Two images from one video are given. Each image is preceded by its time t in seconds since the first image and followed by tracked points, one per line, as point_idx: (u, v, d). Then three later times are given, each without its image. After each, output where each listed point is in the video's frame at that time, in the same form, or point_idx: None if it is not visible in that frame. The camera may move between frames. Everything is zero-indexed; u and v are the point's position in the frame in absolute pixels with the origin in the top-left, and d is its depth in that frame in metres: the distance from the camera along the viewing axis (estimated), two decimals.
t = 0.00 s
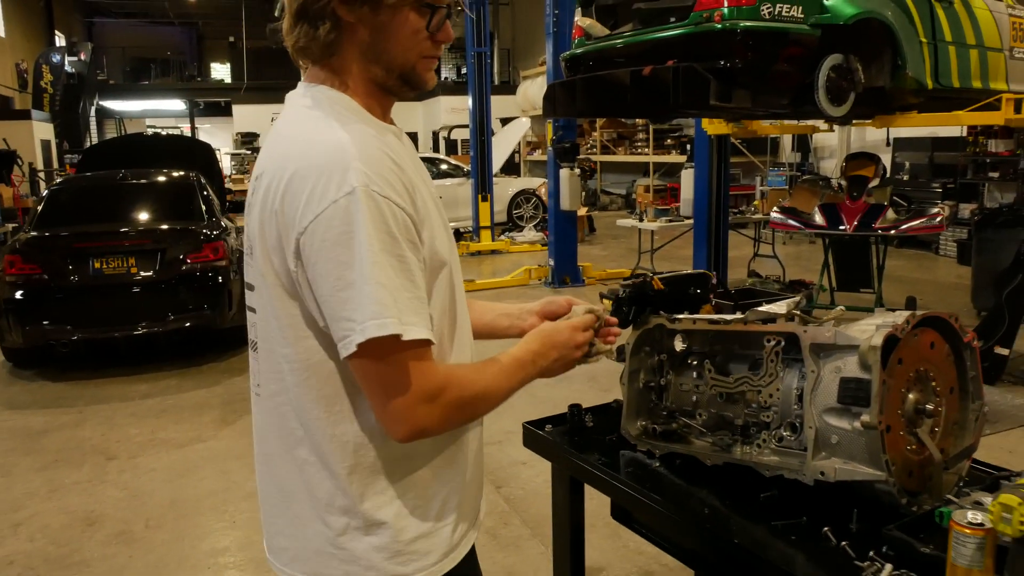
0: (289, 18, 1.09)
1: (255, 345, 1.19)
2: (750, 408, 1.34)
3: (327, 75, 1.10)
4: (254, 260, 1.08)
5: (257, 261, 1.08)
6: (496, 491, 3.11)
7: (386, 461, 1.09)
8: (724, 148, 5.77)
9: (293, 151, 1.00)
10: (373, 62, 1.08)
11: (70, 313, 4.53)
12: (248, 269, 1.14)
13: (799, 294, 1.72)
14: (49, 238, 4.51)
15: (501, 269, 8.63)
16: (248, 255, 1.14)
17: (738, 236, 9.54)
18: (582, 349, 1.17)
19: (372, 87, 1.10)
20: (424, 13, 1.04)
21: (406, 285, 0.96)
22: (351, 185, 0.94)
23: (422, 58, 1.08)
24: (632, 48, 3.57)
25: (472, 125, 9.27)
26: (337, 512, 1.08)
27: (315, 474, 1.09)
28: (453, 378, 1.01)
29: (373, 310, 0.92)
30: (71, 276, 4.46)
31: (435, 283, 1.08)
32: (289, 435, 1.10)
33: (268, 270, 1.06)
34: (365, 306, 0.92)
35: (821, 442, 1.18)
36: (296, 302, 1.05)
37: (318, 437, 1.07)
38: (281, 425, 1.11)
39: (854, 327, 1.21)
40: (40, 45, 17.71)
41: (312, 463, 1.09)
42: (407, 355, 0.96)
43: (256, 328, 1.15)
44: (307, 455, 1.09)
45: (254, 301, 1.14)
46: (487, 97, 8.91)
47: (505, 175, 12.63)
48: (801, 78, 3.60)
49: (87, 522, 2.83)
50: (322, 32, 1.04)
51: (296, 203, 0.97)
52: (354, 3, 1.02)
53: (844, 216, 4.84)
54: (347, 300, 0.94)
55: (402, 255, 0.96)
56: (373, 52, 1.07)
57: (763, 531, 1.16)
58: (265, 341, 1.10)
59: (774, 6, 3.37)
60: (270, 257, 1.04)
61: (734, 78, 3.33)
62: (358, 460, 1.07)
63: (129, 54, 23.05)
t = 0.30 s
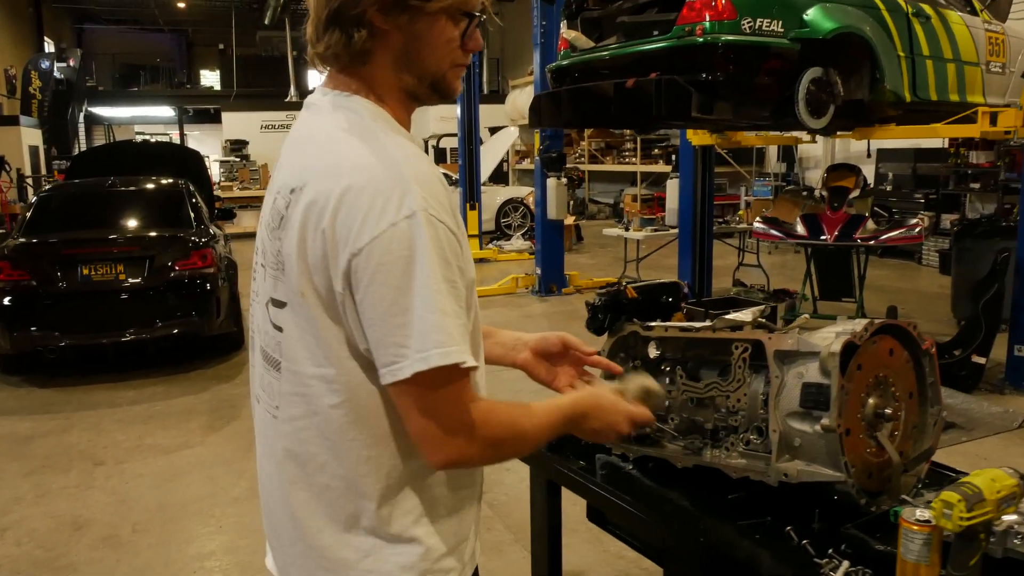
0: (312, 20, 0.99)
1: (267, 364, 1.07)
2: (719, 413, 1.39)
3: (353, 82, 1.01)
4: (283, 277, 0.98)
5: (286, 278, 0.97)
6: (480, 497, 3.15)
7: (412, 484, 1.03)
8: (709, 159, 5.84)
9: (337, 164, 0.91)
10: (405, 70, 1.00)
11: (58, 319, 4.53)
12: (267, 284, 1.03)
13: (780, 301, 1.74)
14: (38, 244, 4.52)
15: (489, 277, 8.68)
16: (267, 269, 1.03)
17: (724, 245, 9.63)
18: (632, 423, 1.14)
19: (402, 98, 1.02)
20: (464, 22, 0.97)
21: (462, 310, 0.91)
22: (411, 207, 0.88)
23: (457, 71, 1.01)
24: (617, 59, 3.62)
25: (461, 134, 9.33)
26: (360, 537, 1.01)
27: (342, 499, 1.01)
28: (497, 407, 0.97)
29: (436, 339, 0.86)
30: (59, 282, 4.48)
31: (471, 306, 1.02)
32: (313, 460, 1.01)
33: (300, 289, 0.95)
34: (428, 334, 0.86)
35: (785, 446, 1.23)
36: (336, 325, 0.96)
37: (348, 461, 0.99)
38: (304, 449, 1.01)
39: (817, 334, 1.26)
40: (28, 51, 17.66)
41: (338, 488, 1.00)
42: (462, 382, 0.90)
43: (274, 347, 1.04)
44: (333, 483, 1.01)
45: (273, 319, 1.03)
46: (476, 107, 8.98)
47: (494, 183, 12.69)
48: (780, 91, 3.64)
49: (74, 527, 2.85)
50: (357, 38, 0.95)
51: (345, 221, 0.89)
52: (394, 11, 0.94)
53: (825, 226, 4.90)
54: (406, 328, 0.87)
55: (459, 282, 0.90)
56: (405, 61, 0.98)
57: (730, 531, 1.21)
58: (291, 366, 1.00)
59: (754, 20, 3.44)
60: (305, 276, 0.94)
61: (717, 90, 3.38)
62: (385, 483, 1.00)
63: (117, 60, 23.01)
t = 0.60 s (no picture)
0: (330, 34, 0.98)
1: (284, 383, 1.02)
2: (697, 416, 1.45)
3: (369, 96, 1.00)
4: (317, 295, 0.93)
5: (321, 296, 0.93)
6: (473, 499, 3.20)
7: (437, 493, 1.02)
8: (703, 167, 5.90)
9: (386, 181, 0.89)
10: (422, 87, 1.00)
11: (58, 321, 4.57)
12: (288, 302, 0.98)
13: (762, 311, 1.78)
14: (38, 247, 4.56)
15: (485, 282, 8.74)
16: (289, 286, 0.98)
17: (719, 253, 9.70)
18: (791, 390, 0.99)
19: (416, 114, 1.02)
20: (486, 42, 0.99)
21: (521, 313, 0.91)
22: (468, 224, 0.87)
23: (473, 90, 1.02)
24: (612, 69, 3.68)
25: (459, 140, 9.39)
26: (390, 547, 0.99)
27: (388, 502, 0.99)
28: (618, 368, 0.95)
29: (508, 346, 0.86)
30: (59, 284, 4.52)
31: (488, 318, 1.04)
32: (348, 473, 0.97)
33: (343, 306, 0.92)
34: (500, 343, 0.86)
35: (758, 447, 1.29)
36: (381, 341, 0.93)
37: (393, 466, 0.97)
38: (342, 461, 0.97)
39: (792, 341, 1.31)
40: (27, 53, 17.71)
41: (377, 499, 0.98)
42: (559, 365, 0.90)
43: (296, 367, 0.99)
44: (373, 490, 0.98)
45: (295, 340, 0.98)
46: (474, 113, 9.04)
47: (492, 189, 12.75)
48: (773, 101, 3.64)
49: (73, 525, 2.89)
50: (382, 53, 0.94)
51: (403, 236, 0.87)
52: (421, 27, 0.93)
53: (817, 234, 4.97)
54: (479, 338, 0.87)
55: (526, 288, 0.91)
56: (425, 78, 0.98)
57: (706, 527, 1.26)
58: (322, 384, 0.97)
59: (747, 32, 3.47)
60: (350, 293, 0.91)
61: (708, 100, 3.40)
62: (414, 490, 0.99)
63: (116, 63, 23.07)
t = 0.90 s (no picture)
0: (330, 43, 1.00)
1: (299, 381, 1.04)
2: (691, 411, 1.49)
3: (369, 101, 1.02)
4: (333, 291, 0.96)
5: (339, 291, 0.96)
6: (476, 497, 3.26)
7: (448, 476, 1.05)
8: (706, 169, 5.93)
9: (397, 176, 0.92)
10: (419, 90, 1.03)
11: (68, 322, 4.64)
12: (305, 300, 1.00)
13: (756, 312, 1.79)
14: (48, 250, 4.63)
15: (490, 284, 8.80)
16: (305, 286, 1.00)
17: (723, 255, 9.74)
18: (778, 399, 1.02)
19: (412, 114, 1.06)
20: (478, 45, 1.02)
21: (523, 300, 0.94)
22: (475, 216, 0.91)
23: (465, 89, 1.05)
24: (616, 72, 3.70)
25: (463, 144, 9.45)
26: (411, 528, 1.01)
27: (409, 485, 1.01)
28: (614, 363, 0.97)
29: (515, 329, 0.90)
30: (68, 286, 4.59)
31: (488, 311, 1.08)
32: (369, 460, 1.00)
33: (360, 300, 0.95)
34: (511, 329, 0.89)
35: (748, 440, 1.34)
36: (398, 331, 0.96)
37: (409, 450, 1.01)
38: (365, 449, 1.00)
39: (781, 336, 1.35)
40: (36, 58, 17.88)
41: (395, 484, 1.01)
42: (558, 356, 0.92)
43: (314, 362, 1.01)
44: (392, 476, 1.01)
45: (312, 335, 1.01)
46: (478, 116, 9.10)
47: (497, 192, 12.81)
48: (774, 104, 3.68)
49: (83, 522, 2.94)
50: (383, 59, 0.97)
51: (418, 229, 0.90)
52: (420, 34, 0.96)
53: (818, 236, 5.00)
54: (493, 326, 0.89)
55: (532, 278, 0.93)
56: (422, 81, 1.02)
57: (699, 518, 1.30)
58: (340, 377, 0.99)
59: (746, 36, 3.51)
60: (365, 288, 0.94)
61: (708, 104, 3.45)
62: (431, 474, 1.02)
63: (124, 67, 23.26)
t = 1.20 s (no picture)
0: (294, 56, 0.99)
1: (262, 368, 1.07)
2: (690, 405, 1.53)
3: (334, 112, 1.03)
4: (277, 286, 0.99)
5: (281, 286, 0.98)
6: (479, 495, 3.30)
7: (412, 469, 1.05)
8: (708, 173, 5.97)
9: (330, 179, 0.95)
10: (378, 98, 1.05)
11: (75, 322, 4.69)
12: (259, 294, 1.03)
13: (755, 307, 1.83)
14: (55, 250, 4.67)
15: (493, 287, 8.86)
16: (257, 280, 1.03)
17: (725, 259, 9.78)
18: None
19: (373, 122, 1.07)
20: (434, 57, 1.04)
21: (435, 315, 0.95)
22: (397, 222, 0.92)
23: (424, 96, 1.08)
24: (618, 77, 3.72)
25: (467, 148, 9.50)
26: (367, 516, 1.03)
27: (359, 476, 1.02)
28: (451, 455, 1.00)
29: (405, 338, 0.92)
30: (76, 287, 4.64)
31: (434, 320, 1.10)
32: (323, 447, 1.02)
33: (295, 297, 0.96)
34: (404, 332, 0.92)
35: (746, 433, 1.37)
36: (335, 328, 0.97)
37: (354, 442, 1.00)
38: (319, 436, 1.02)
39: (777, 333, 1.39)
40: (43, 62, 17.98)
41: (344, 473, 1.02)
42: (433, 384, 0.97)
43: (271, 351, 1.04)
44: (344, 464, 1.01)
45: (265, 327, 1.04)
46: (482, 120, 9.16)
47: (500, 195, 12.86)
48: (774, 108, 3.72)
49: (93, 517, 2.98)
50: (346, 73, 0.98)
51: (338, 231, 0.92)
52: (382, 48, 0.98)
53: (819, 240, 5.04)
54: (384, 327, 0.92)
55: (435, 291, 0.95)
56: (382, 91, 1.03)
57: (697, 508, 1.33)
58: (289, 366, 1.02)
59: (747, 41, 3.56)
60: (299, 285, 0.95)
61: (710, 108, 3.47)
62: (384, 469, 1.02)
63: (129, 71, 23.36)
